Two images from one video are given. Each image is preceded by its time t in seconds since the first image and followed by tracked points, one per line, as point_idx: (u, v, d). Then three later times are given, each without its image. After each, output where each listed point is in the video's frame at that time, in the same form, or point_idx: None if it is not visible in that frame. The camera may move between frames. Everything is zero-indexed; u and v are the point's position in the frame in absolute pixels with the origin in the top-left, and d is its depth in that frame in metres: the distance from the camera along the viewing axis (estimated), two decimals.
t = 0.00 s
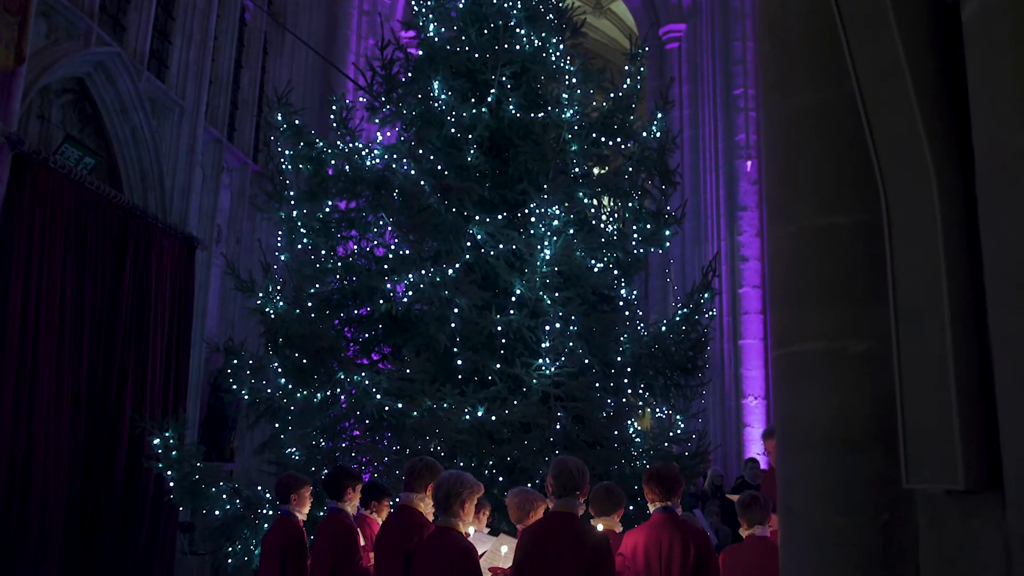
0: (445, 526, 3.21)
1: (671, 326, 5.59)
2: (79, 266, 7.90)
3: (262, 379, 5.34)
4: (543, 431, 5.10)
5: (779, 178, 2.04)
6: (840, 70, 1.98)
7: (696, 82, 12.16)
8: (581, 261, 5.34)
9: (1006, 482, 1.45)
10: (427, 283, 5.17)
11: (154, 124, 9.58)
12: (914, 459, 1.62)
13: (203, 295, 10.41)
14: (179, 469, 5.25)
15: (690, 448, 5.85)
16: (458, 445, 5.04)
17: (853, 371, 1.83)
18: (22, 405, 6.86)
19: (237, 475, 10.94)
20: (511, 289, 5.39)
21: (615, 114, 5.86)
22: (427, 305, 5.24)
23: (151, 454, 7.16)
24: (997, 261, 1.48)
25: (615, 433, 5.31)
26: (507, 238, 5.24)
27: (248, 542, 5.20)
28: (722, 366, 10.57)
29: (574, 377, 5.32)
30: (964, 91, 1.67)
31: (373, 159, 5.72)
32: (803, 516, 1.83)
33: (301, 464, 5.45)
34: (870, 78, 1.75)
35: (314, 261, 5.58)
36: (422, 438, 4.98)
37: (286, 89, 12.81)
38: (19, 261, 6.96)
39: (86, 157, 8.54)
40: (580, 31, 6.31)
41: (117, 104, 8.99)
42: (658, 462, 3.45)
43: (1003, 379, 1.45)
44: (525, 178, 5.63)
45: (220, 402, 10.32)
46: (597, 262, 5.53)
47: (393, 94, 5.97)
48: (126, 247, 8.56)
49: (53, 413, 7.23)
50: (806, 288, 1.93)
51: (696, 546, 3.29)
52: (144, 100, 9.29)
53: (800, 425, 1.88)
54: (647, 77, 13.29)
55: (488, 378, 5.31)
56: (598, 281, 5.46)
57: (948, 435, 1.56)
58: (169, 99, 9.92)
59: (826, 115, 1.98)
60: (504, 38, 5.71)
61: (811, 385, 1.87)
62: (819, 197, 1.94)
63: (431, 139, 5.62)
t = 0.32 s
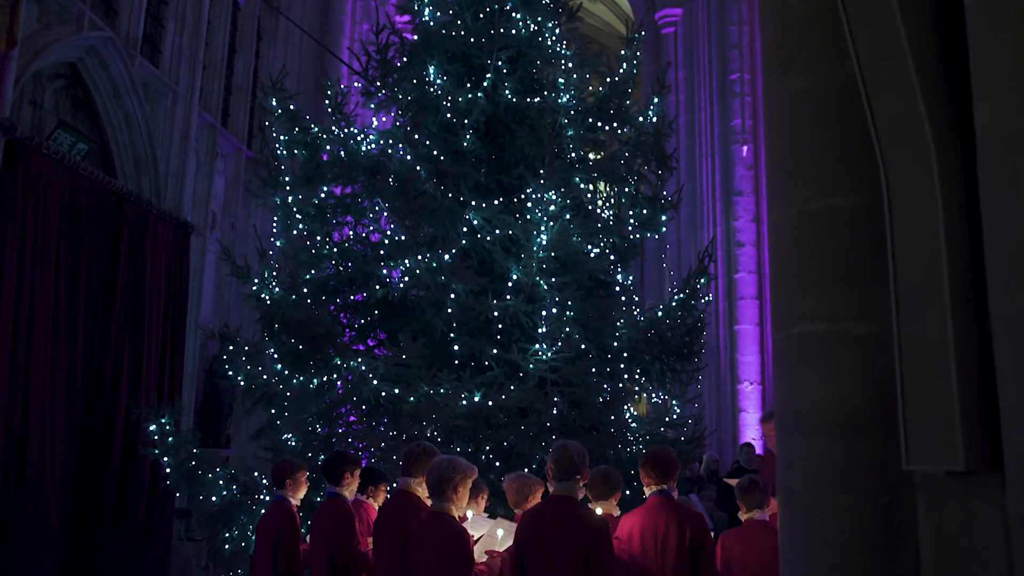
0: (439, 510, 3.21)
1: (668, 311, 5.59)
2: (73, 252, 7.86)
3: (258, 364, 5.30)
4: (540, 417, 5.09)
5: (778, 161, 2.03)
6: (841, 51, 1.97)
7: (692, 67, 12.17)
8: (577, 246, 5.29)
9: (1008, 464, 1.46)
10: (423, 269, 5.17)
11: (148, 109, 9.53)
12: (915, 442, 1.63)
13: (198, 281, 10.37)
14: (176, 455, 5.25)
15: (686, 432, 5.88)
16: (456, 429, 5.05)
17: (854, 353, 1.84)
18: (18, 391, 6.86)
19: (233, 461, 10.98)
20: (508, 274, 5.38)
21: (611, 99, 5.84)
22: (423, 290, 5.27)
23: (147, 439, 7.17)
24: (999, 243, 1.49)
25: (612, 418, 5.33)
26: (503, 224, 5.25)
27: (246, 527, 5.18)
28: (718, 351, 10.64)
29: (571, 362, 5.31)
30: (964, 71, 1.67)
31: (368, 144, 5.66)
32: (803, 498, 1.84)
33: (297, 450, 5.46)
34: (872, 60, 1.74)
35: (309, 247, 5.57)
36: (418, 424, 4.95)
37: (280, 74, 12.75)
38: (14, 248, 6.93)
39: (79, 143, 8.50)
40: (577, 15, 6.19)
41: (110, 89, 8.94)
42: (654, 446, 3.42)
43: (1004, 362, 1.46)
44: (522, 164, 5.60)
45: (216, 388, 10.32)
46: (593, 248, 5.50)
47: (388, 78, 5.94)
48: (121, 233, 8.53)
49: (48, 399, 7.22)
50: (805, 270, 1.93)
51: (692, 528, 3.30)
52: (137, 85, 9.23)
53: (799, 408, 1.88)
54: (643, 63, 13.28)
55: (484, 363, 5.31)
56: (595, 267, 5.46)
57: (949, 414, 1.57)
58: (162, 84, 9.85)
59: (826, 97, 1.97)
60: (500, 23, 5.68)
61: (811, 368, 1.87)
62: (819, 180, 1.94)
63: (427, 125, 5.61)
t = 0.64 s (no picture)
0: (437, 491, 3.20)
1: (665, 293, 5.56)
2: (69, 233, 7.81)
3: (255, 346, 5.35)
4: (537, 399, 5.13)
5: (781, 139, 2.02)
6: (844, 26, 1.95)
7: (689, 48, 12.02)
8: (576, 228, 5.31)
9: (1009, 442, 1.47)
10: (420, 251, 5.17)
11: (143, 89, 9.47)
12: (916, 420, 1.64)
13: (194, 263, 10.34)
14: (173, 437, 5.25)
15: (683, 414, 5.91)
16: (453, 411, 5.06)
17: (856, 331, 1.83)
18: (15, 372, 6.85)
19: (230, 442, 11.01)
20: (505, 256, 5.35)
21: (609, 80, 5.77)
22: (421, 272, 5.23)
23: (145, 421, 7.17)
24: (1003, 222, 1.49)
25: (609, 400, 5.35)
26: (501, 205, 5.22)
27: (245, 508, 5.20)
28: (715, 334, 10.62)
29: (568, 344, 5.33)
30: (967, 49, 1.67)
31: (366, 125, 5.67)
32: (805, 477, 1.84)
33: (294, 433, 5.47)
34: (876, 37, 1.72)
35: (306, 229, 5.56)
36: (415, 405, 4.93)
37: (276, 55, 12.67)
38: (9, 229, 6.90)
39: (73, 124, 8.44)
40: None
41: (104, 69, 8.87)
42: (650, 427, 3.42)
43: (1007, 341, 1.47)
44: (520, 144, 5.57)
45: (213, 370, 10.34)
46: (591, 230, 5.47)
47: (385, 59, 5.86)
48: (116, 215, 8.48)
49: (45, 382, 7.21)
50: (807, 249, 1.92)
51: (688, 509, 3.30)
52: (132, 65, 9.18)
53: (801, 387, 1.88)
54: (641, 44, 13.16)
55: (482, 345, 5.32)
56: (592, 249, 5.44)
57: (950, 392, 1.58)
58: (157, 64, 9.78)
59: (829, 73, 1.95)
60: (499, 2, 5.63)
61: (813, 347, 1.87)
62: (823, 158, 1.92)
63: (424, 106, 5.55)
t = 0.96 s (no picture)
0: (440, 475, 3.20)
1: (666, 278, 5.51)
2: (67, 218, 7.78)
3: (254, 332, 5.34)
4: (538, 382, 5.15)
5: (785, 122, 2.01)
6: (850, 7, 1.93)
7: (689, 32, 11.82)
8: (575, 212, 5.31)
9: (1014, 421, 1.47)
10: (419, 235, 5.10)
11: (139, 73, 9.42)
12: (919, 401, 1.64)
13: (193, 250, 10.32)
14: (173, 422, 5.26)
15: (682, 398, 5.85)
16: (453, 397, 5.09)
17: (861, 312, 1.83)
18: (15, 357, 6.84)
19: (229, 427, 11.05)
20: (506, 240, 5.34)
21: (609, 63, 5.72)
22: (421, 257, 5.18)
23: (144, 405, 7.19)
24: (1010, 202, 1.48)
25: (609, 384, 5.35)
26: (501, 189, 5.21)
27: (245, 493, 5.20)
28: (715, 319, 10.61)
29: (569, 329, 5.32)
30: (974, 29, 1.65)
31: (364, 109, 5.60)
32: (808, 458, 1.84)
33: (294, 418, 5.51)
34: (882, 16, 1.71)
35: (305, 214, 5.50)
36: (415, 389, 4.93)
37: (274, 39, 12.60)
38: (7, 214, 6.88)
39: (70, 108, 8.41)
40: None
41: (100, 53, 8.83)
42: (650, 412, 3.39)
43: (1013, 320, 1.47)
44: (519, 129, 5.57)
45: (212, 355, 10.36)
46: (591, 215, 5.44)
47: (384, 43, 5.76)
48: (115, 200, 8.46)
49: (44, 367, 7.20)
50: (811, 229, 1.92)
51: (686, 491, 3.30)
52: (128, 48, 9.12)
53: (804, 367, 1.88)
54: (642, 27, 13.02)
55: (482, 329, 5.32)
56: (593, 233, 5.42)
57: (955, 374, 1.58)
58: (154, 49, 9.73)
59: (833, 54, 1.94)
60: None
61: (817, 329, 1.87)
62: (827, 139, 1.91)
63: (422, 90, 5.45)
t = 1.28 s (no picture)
0: (441, 462, 3.19)
1: (666, 265, 5.47)
2: (66, 205, 7.75)
3: (254, 319, 5.34)
4: (538, 369, 5.16)
5: (790, 107, 2.00)
6: None
7: (689, 18, 11.76)
8: (576, 199, 5.30)
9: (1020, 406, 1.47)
10: (419, 222, 5.08)
11: (138, 59, 9.37)
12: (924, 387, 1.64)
13: (192, 237, 10.31)
14: (173, 409, 5.25)
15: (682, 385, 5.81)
16: (453, 383, 5.08)
17: (867, 296, 1.82)
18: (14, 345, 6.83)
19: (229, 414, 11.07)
20: (506, 227, 5.35)
21: (610, 50, 5.61)
22: (421, 244, 5.20)
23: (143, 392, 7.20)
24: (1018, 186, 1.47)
25: (609, 371, 5.36)
26: (501, 176, 5.20)
27: (245, 480, 5.21)
28: (714, 306, 10.61)
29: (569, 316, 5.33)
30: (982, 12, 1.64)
31: (364, 95, 5.56)
32: (813, 443, 1.84)
33: (294, 405, 5.49)
34: None
35: (304, 200, 5.48)
36: (416, 376, 4.93)
37: (273, 24, 12.54)
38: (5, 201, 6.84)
39: (68, 94, 8.37)
40: None
41: (99, 39, 8.79)
42: (648, 398, 3.39)
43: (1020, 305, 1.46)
44: (520, 115, 5.55)
45: (211, 343, 10.36)
46: (591, 202, 5.42)
47: (383, 27, 5.63)
48: (113, 186, 8.42)
49: (44, 354, 7.20)
50: (816, 214, 1.91)
51: (682, 478, 3.29)
52: (125, 34, 9.07)
53: (808, 352, 1.88)
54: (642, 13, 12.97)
55: (482, 316, 5.32)
56: (593, 220, 5.41)
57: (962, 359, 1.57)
58: (152, 34, 9.66)
59: (839, 38, 1.92)
60: None
61: (822, 314, 1.86)
62: (832, 123, 1.90)
63: (422, 75, 5.44)
